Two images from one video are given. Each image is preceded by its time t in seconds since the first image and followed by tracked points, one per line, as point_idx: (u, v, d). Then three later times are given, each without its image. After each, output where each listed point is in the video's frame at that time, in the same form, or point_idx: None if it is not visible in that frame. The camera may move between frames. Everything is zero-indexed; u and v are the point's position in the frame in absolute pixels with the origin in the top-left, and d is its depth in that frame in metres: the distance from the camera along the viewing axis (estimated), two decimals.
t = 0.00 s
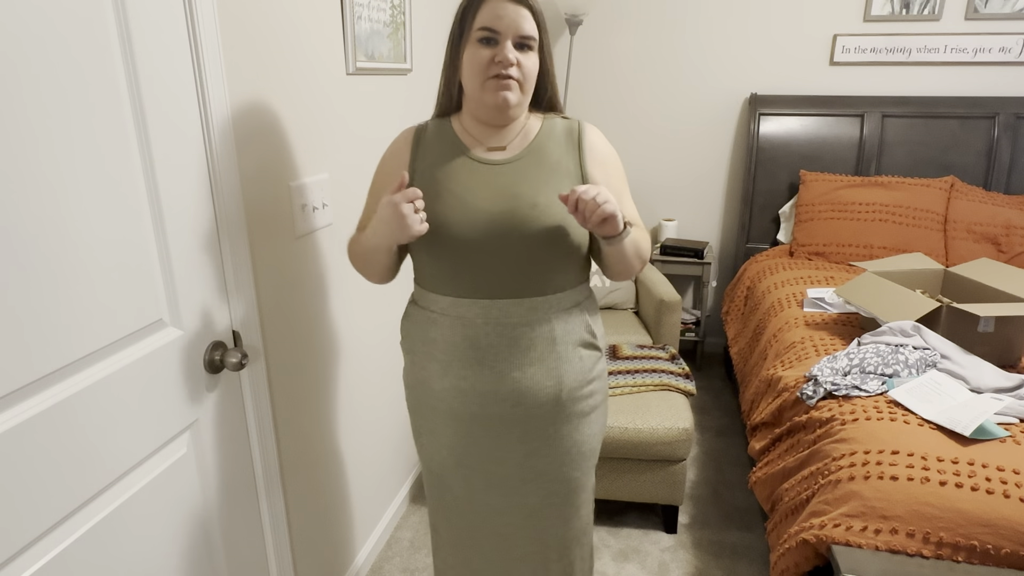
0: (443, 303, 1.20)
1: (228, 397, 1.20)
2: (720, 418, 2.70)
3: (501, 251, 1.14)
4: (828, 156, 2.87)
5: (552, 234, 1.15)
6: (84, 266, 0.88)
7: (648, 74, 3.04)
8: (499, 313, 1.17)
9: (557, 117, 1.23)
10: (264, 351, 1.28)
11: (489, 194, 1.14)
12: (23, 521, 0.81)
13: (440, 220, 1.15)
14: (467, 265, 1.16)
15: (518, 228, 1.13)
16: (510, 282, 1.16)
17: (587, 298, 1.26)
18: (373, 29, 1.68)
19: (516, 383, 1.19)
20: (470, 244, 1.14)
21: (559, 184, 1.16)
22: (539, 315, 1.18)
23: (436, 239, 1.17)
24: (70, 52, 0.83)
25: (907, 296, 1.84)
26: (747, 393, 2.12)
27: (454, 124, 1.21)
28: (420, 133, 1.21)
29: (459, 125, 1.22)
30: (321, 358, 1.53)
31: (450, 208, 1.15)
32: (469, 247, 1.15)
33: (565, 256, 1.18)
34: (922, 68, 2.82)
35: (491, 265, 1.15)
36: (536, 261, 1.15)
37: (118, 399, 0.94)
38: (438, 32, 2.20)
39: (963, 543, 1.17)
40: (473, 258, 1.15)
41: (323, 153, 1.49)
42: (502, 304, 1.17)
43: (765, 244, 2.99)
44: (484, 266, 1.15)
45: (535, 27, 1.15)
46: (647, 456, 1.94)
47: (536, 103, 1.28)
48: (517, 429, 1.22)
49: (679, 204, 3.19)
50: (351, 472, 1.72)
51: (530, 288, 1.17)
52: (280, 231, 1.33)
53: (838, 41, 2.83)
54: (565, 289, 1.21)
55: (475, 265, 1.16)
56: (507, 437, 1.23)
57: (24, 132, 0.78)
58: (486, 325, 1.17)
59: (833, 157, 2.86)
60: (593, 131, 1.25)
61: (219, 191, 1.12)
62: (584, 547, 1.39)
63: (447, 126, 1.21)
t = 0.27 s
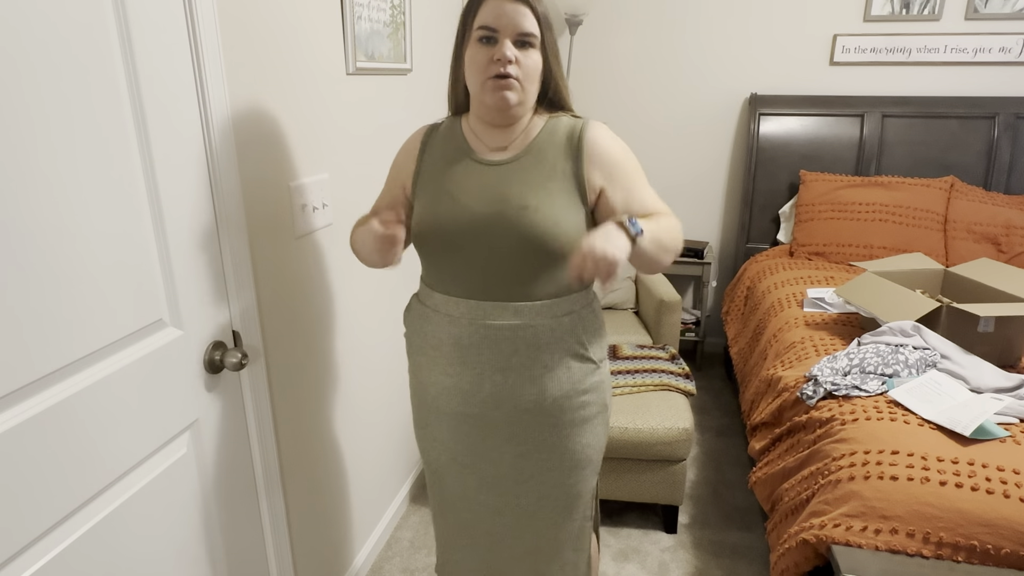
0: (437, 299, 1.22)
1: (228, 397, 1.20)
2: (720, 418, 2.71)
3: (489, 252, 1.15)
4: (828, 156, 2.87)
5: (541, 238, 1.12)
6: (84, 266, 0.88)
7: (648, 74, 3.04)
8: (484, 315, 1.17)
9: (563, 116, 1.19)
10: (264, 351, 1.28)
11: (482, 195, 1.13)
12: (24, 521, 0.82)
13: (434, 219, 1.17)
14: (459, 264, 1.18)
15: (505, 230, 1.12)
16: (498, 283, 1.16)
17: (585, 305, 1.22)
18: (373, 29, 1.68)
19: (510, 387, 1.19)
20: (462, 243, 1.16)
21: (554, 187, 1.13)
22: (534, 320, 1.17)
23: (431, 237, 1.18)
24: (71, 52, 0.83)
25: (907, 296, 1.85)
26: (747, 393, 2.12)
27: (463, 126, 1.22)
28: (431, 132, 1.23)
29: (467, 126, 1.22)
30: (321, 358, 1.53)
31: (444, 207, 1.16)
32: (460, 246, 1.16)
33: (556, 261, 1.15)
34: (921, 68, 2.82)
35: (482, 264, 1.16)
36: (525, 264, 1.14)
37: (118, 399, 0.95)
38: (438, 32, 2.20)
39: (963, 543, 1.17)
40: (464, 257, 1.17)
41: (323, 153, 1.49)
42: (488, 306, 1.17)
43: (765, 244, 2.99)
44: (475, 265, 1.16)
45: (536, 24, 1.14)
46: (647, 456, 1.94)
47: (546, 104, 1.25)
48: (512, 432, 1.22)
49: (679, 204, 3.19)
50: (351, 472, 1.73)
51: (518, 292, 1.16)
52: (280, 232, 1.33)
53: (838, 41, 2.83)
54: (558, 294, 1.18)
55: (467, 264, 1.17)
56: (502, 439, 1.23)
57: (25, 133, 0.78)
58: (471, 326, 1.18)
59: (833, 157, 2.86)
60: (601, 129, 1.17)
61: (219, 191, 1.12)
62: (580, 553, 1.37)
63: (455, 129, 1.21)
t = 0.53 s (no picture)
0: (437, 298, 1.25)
1: (228, 397, 1.20)
2: (720, 418, 2.71)
3: (483, 253, 1.15)
4: (828, 156, 2.87)
5: (534, 241, 1.11)
6: (84, 266, 0.88)
7: (648, 74, 3.04)
8: (478, 315, 1.19)
9: (567, 116, 1.16)
10: (264, 351, 1.28)
11: (479, 196, 1.13)
12: (25, 520, 0.82)
13: (431, 218, 1.18)
14: (456, 264, 1.19)
15: (497, 230, 1.12)
16: (491, 284, 1.16)
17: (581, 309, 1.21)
18: (373, 29, 1.68)
19: (503, 390, 1.19)
20: (457, 243, 1.17)
21: (548, 187, 1.12)
22: (527, 324, 1.17)
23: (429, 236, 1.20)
24: (71, 52, 0.84)
25: (907, 296, 1.85)
26: (747, 393, 2.12)
27: (470, 125, 1.22)
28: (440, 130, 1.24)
29: (474, 125, 1.22)
30: (321, 358, 1.53)
31: (441, 206, 1.17)
32: (456, 246, 1.17)
33: (551, 264, 1.14)
34: (922, 68, 2.82)
35: (476, 264, 1.16)
36: (517, 265, 1.13)
37: (118, 400, 0.95)
38: (438, 32, 2.20)
39: (963, 543, 1.17)
40: (460, 257, 1.18)
41: (323, 153, 1.49)
42: (482, 307, 1.18)
43: (765, 244, 2.99)
44: (470, 265, 1.17)
45: (541, 21, 1.14)
46: (647, 456, 1.94)
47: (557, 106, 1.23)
48: (505, 434, 1.23)
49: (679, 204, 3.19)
50: (351, 472, 1.73)
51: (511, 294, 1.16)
52: (280, 232, 1.33)
53: (838, 41, 2.83)
54: (552, 298, 1.17)
55: (463, 264, 1.18)
56: (497, 441, 1.24)
57: (25, 133, 0.78)
58: (464, 326, 1.19)
59: (833, 158, 2.86)
60: (604, 127, 1.13)
61: (219, 191, 1.12)
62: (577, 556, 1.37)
63: (462, 128, 1.22)
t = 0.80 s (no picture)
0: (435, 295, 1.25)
1: (228, 397, 1.20)
2: (720, 418, 2.71)
3: (479, 251, 1.15)
4: (828, 156, 2.87)
5: (530, 240, 1.11)
6: (85, 265, 0.88)
7: (648, 74, 3.04)
8: (472, 315, 1.19)
9: (571, 116, 1.16)
10: (264, 351, 1.28)
11: (477, 194, 1.14)
12: (26, 521, 0.82)
13: (430, 216, 1.19)
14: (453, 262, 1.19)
15: (495, 228, 1.12)
16: (488, 283, 1.16)
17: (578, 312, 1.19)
18: (374, 29, 1.68)
19: (496, 390, 1.19)
20: (454, 241, 1.17)
21: (547, 185, 1.11)
22: (521, 325, 1.16)
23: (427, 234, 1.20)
24: (71, 51, 0.84)
25: (907, 296, 1.85)
26: (747, 393, 2.12)
27: (474, 122, 1.23)
28: (444, 126, 1.26)
29: (477, 122, 1.23)
30: (321, 357, 1.53)
31: (440, 204, 1.18)
32: (453, 244, 1.17)
33: (549, 264, 1.13)
34: (921, 68, 2.82)
35: (474, 262, 1.16)
36: (514, 264, 1.13)
37: (118, 400, 0.94)
38: (438, 33, 2.20)
39: (963, 543, 1.17)
40: (457, 256, 1.18)
41: (323, 153, 1.49)
42: (476, 307, 1.18)
43: (765, 244, 2.99)
44: (467, 263, 1.17)
45: (546, 22, 1.13)
46: (646, 456, 1.94)
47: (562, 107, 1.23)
48: (497, 434, 1.23)
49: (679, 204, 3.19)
50: (351, 472, 1.73)
51: (507, 294, 1.16)
52: (280, 232, 1.33)
53: (838, 41, 2.83)
54: (549, 299, 1.17)
55: (460, 262, 1.18)
56: (491, 441, 1.24)
57: (25, 132, 0.78)
58: (458, 326, 1.20)
59: (833, 158, 2.87)
60: (609, 128, 1.13)
61: (219, 192, 1.12)
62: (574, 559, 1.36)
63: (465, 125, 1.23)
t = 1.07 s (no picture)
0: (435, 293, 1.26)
1: (228, 397, 1.20)
2: (720, 418, 2.71)
3: (479, 250, 1.15)
4: (828, 156, 2.87)
5: (529, 239, 1.11)
6: (84, 265, 0.88)
7: (648, 74, 3.04)
8: (470, 315, 1.19)
9: (573, 113, 1.16)
10: (264, 351, 1.28)
11: (476, 193, 1.14)
12: (26, 521, 0.82)
13: (430, 215, 1.19)
14: (452, 260, 1.19)
15: (494, 228, 1.12)
16: (487, 282, 1.17)
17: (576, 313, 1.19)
18: (373, 29, 1.68)
19: (493, 390, 1.19)
20: (454, 240, 1.17)
21: (548, 185, 1.11)
22: (519, 325, 1.16)
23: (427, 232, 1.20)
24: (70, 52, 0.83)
25: (907, 296, 1.85)
26: (747, 393, 2.12)
27: (476, 121, 1.23)
28: (446, 125, 1.26)
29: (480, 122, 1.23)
30: (320, 357, 1.53)
31: (439, 202, 1.18)
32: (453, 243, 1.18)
33: (549, 263, 1.13)
34: (921, 68, 2.82)
35: (474, 262, 1.16)
36: (514, 264, 1.13)
37: (117, 400, 0.94)
38: (438, 33, 2.20)
39: (963, 543, 1.17)
40: (456, 255, 1.18)
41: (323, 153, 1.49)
42: (476, 306, 1.19)
43: (765, 244, 2.99)
44: (467, 262, 1.17)
45: (548, 26, 1.13)
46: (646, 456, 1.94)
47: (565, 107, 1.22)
48: (496, 433, 1.23)
49: (679, 204, 3.19)
50: (350, 472, 1.72)
51: (506, 293, 1.16)
52: (280, 232, 1.33)
53: (838, 41, 2.83)
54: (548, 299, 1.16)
55: (459, 261, 1.18)
56: (489, 440, 1.24)
57: (24, 133, 0.78)
58: (457, 325, 1.20)
59: (833, 158, 2.87)
60: (611, 127, 1.13)
61: (218, 192, 1.12)
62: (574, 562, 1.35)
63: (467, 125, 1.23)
